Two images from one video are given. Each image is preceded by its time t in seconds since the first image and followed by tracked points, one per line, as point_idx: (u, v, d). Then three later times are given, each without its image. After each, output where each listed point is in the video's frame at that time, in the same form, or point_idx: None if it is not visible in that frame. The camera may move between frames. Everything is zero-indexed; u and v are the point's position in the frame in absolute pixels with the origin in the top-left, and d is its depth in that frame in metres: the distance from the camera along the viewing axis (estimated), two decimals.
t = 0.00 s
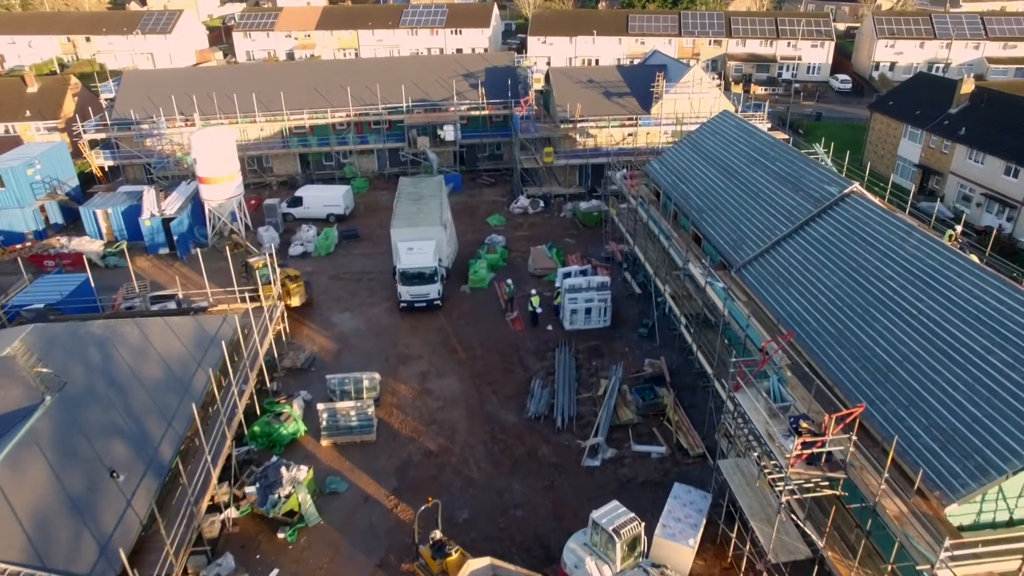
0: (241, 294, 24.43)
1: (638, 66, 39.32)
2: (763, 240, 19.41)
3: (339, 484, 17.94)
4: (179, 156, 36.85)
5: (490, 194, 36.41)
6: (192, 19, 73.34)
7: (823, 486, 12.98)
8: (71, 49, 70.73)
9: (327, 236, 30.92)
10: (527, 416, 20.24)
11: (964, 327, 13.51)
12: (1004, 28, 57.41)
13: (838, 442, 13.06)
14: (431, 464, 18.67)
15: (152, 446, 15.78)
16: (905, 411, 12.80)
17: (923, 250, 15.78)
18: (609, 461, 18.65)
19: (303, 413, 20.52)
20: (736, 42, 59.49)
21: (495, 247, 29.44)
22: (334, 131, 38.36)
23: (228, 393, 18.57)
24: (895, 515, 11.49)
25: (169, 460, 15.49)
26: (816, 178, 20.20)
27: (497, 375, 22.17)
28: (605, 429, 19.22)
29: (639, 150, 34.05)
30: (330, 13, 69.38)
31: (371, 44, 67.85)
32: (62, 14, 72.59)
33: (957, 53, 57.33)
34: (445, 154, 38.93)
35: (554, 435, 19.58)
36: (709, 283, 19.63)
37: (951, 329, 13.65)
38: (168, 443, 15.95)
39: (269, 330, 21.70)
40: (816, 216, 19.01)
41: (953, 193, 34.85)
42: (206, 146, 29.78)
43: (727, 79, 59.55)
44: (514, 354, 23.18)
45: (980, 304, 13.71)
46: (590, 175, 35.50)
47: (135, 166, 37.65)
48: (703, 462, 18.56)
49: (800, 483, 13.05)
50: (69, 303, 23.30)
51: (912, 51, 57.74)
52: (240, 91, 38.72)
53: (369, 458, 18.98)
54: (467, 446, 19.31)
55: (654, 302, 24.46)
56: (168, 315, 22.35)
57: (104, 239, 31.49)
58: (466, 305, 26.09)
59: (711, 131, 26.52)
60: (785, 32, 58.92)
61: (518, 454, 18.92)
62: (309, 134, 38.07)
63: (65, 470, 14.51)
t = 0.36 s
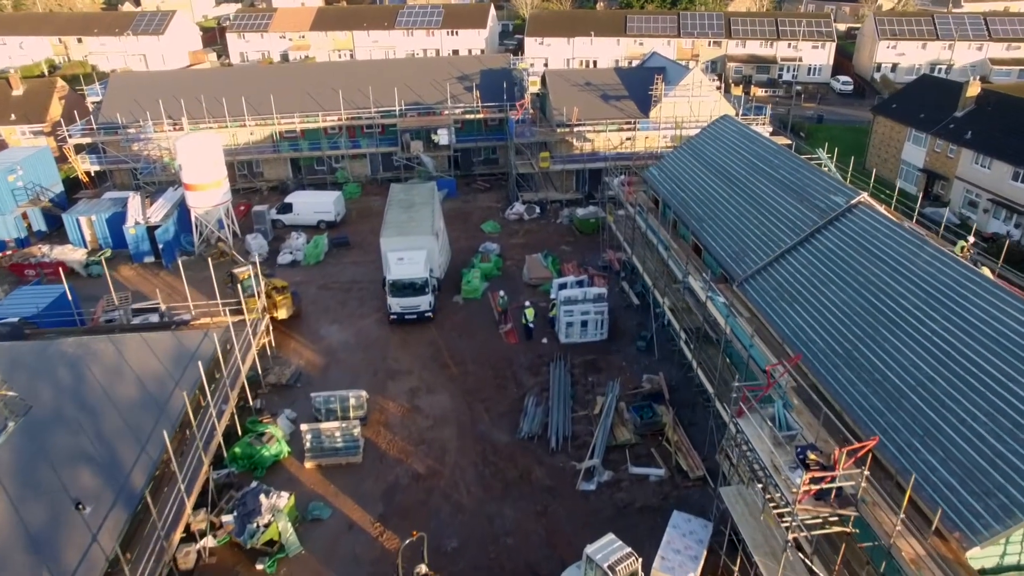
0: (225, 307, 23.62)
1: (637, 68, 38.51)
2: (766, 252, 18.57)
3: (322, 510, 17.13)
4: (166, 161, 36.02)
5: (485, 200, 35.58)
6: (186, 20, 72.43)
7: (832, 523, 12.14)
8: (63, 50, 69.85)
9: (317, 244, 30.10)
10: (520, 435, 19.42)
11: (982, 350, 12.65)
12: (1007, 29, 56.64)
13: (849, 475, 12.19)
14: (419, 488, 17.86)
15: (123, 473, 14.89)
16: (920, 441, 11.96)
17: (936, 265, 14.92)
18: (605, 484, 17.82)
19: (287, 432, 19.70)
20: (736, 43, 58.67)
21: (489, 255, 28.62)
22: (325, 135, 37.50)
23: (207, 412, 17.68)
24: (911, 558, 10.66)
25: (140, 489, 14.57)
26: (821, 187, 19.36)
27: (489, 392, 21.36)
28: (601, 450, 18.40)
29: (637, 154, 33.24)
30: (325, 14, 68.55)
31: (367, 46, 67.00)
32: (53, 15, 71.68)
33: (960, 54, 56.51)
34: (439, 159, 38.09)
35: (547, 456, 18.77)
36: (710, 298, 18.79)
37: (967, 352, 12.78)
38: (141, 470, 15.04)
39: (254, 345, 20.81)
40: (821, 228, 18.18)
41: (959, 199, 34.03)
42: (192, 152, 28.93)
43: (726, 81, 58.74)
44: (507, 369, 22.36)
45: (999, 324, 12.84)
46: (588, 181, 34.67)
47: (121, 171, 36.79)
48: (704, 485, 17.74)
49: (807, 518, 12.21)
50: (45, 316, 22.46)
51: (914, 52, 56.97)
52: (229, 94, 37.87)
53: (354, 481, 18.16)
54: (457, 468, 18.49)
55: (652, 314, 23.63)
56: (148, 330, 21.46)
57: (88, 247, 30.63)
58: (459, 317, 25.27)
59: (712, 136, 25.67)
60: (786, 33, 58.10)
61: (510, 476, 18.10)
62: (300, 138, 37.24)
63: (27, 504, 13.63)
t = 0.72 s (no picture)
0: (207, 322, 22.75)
1: (634, 71, 37.65)
2: (769, 268, 17.71)
3: (302, 540, 16.27)
4: (151, 167, 35.12)
5: (479, 206, 34.72)
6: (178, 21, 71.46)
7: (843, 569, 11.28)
8: (53, 52, 68.89)
9: (305, 253, 29.23)
10: (511, 459, 18.57)
11: (1003, 379, 11.77)
12: (1010, 30, 55.83)
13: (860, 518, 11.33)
14: (404, 515, 17.01)
15: (87, 507, 14.02)
16: (936, 480, 11.11)
17: (950, 286, 14.06)
18: (600, 512, 16.98)
19: (268, 456, 18.83)
20: (735, 44, 57.80)
21: (482, 265, 27.75)
22: (315, 139, 36.62)
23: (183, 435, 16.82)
24: None
25: (104, 524, 13.70)
26: (826, 199, 18.48)
27: (480, 411, 20.50)
28: (596, 476, 17.56)
29: (635, 160, 32.38)
30: (319, 15, 67.62)
31: (361, 47, 66.09)
32: (43, 16, 70.71)
33: (963, 56, 55.70)
34: (432, 164, 37.20)
35: (540, 481, 17.92)
36: (710, 315, 17.91)
37: (987, 381, 11.92)
38: (107, 502, 14.18)
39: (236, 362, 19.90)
40: (826, 242, 17.32)
41: (964, 205, 33.20)
42: (175, 159, 27.98)
43: (725, 83, 57.88)
44: (498, 387, 21.50)
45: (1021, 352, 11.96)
46: (584, 187, 33.82)
47: (106, 177, 35.88)
48: (703, 513, 16.88)
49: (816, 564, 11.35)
50: (16, 332, 21.75)
51: (916, 54, 56.15)
52: (217, 98, 36.96)
53: (337, 508, 17.29)
54: (445, 494, 17.63)
55: (650, 328, 22.78)
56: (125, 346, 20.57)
57: (69, 256, 29.73)
58: (449, 331, 24.40)
59: (711, 143, 24.81)
60: (786, 34, 57.24)
61: (500, 504, 17.25)
62: (290, 143, 36.34)
63: None
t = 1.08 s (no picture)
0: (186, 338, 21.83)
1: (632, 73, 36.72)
2: (773, 285, 16.76)
3: None
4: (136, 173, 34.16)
5: (473, 213, 33.79)
6: (170, 21, 70.50)
7: None
8: (44, 53, 67.90)
9: (292, 263, 28.31)
10: (501, 486, 17.67)
11: None
12: (1014, 31, 54.90)
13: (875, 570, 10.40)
14: (387, 548, 16.10)
15: (45, 548, 13.20)
16: (958, 526, 10.16)
17: (969, 309, 13.13)
18: (594, 545, 16.06)
19: (247, 482, 17.90)
20: (736, 45, 56.87)
21: (474, 276, 26.83)
22: (305, 144, 35.68)
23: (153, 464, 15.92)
24: None
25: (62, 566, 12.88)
26: (834, 212, 17.54)
27: (469, 434, 19.58)
28: (590, 505, 16.65)
29: (633, 166, 31.45)
30: (314, 15, 66.68)
31: (356, 48, 65.16)
32: (35, 16, 69.80)
33: (967, 57, 54.77)
34: (426, 169, 36.27)
35: (531, 510, 17.02)
36: (711, 335, 16.96)
37: (1012, 416, 10.98)
38: (67, 541, 13.36)
39: (213, 383, 19.06)
40: (834, 258, 16.39)
41: (972, 212, 32.26)
42: (157, 166, 26.99)
43: (725, 84, 56.95)
44: (489, 407, 20.58)
45: None
46: (580, 193, 32.88)
47: (90, 183, 34.93)
48: (703, 545, 15.96)
49: None
50: None
51: (919, 54, 55.21)
52: (204, 102, 36.02)
53: (316, 539, 16.37)
54: (431, 525, 16.71)
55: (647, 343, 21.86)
56: (97, 366, 19.66)
57: (48, 265, 28.80)
58: (439, 346, 23.48)
59: (712, 150, 23.89)
60: (787, 35, 56.32)
61: (489, 535, 16.34)
62: (279, 148, 35.41)
63: None
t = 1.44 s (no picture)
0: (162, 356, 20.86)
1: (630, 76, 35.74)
2: (778, 306, 15.73)
3: None
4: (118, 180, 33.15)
5: (466, 220, 32.81)
6: (163, 22, 69.51)
7: None
8: (34, 54, 66.88)
9: (277, 274, 27.34)
10: (490, 517, 16.73)
11: None
12: (1020, 32, 53.95)
13: None
14: None
15: None
16: None
17: (990, 336, 12.12)
18: None
19: (221, 513, 16.92)
20: (736, 47, 55.88)
21: (466, 288, 25.78)
22: (294, 149, 34.70)
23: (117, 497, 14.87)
24: None
25: None
26: (842, 227, 16.52)
27: (458, 459, 18.63)
28: (583, 539, 15.69)
29: (630, 173, 30.47)
30: (308, 16, 65.70)
31: (350, 49, 64.18)
32: (26, 17, 68.84)
33: (971, 58, 53.82)
34: (418, 175, 35.29)
35: (521, 543, 16.07)
36: (712, 359, 15.93)
37: None
38: None
39: (188, 405, 17.92)
40: (841, 276, 15.40)
41: (980, 220, 31.28)
42: (139, 173, 26.06)
43: (726, 86, 55.96)
44: (479, 429, 19.62)
45: None
46: (577, 200, 31.91)
47: (72, 189, 33.93)
48: None
49: None
50: None
51: (922, 56, 54.23)
52: (190, 106, 35.05)
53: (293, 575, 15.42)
54: (415, 559, 15.75)
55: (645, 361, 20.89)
56: (64, 388, 18.56)
57: (25, 276, 27.81)
58: (428, 363, 22.51)
59: (712, 159, 22.85)
60: (788, 36, 55.36)
61: (476, 571, 15.38)
62: (267, 153, 34.44)
63: None
